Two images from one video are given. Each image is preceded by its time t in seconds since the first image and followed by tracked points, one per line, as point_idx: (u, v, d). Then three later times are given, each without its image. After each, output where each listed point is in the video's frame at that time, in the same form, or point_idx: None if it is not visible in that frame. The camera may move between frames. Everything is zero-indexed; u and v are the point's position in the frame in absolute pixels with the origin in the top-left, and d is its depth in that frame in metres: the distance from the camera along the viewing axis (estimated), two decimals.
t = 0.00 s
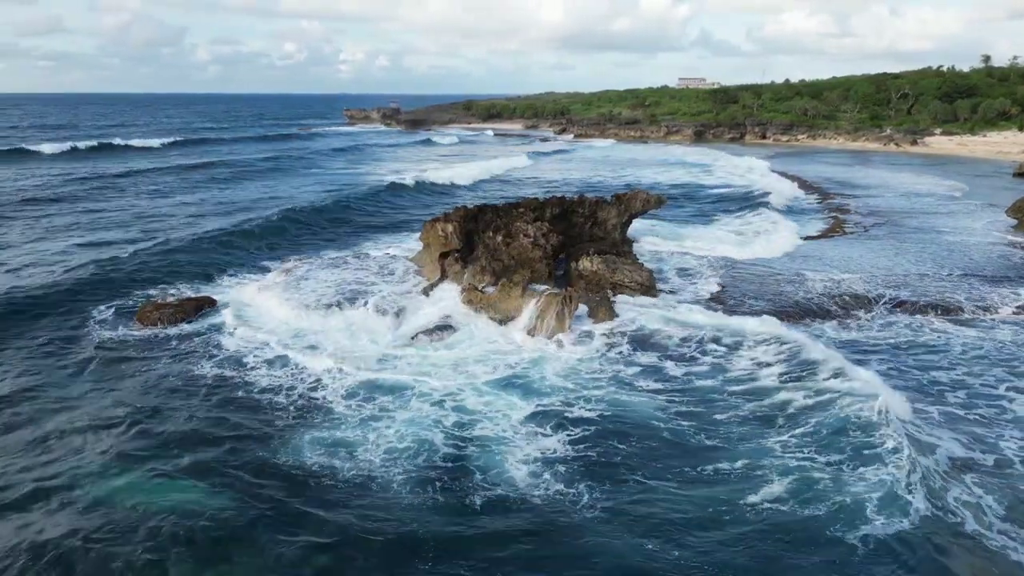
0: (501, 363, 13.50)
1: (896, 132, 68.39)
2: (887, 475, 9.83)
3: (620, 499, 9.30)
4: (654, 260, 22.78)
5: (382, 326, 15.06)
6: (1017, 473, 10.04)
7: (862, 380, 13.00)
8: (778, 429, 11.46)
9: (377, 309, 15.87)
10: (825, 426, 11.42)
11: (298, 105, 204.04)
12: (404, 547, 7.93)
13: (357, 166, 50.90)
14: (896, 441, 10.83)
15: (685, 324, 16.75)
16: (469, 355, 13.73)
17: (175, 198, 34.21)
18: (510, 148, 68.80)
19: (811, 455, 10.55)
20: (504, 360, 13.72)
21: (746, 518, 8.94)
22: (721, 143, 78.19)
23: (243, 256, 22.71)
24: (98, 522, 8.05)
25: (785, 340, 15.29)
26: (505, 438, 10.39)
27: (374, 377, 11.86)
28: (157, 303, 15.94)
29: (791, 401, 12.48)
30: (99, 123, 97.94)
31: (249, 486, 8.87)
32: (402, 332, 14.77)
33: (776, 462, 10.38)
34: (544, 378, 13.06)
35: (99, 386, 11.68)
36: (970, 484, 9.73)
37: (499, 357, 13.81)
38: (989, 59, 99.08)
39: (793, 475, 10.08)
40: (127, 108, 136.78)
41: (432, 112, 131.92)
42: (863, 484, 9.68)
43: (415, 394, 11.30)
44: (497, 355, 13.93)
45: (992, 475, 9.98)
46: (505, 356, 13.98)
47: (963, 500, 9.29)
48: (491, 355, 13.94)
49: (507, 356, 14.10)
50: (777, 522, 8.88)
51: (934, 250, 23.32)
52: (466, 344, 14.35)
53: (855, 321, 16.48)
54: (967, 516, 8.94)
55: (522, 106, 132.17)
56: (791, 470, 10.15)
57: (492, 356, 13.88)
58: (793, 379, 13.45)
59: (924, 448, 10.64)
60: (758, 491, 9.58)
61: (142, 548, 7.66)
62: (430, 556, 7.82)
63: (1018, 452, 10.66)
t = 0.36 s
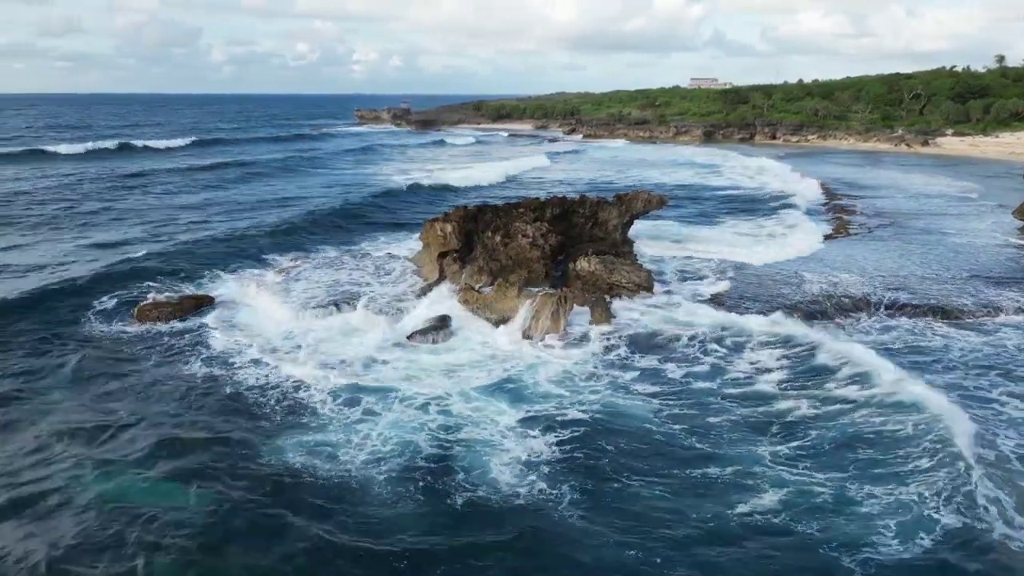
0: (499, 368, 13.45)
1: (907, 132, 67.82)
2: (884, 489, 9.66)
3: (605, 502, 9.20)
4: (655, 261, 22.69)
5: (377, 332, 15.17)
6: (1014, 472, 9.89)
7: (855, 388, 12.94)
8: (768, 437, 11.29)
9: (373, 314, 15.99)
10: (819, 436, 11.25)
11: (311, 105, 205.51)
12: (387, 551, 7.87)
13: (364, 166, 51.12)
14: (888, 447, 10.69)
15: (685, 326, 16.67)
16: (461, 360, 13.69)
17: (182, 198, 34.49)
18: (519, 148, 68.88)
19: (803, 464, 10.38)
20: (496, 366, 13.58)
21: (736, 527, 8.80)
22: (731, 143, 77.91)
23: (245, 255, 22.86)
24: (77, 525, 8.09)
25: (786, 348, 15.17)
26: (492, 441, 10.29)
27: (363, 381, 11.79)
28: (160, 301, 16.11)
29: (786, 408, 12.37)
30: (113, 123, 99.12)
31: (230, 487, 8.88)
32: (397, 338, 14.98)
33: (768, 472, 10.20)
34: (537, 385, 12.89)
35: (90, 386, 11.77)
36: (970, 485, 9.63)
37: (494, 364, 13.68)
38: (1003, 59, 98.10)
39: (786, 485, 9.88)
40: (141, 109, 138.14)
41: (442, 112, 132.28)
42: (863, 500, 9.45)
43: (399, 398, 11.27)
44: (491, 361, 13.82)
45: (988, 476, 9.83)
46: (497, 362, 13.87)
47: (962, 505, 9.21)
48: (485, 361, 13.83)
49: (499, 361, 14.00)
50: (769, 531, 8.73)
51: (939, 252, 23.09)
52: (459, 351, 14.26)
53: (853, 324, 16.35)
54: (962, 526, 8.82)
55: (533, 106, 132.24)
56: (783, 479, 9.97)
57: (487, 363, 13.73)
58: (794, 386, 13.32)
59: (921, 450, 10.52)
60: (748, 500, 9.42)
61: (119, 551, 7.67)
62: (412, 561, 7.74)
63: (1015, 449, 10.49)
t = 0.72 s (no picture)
0: (493, 373, 12.85)
1: (919, 132, 67.24)
2: (878, 495, 9.37)
3: (588, 503, 8.99)
4: (656, 262, 22.56)
5: (377, 331, 15.44)
6: (1012, 477, 9.68)
7: (851, 395, 12.75)
8: (761, 440, 10.93)
9: (372, 314, 16.18)
10: (813, 439, 10.91)
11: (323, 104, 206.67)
12: (367, 554, 7.77)
13: (372, 166, 51.32)
14: (883, 452, 10.41)
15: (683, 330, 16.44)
16: (452, 361, 13.32)
17: (189, 197, 34.78)
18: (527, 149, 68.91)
19: (796, 465, 10.09)
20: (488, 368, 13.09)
21: (722, 533, 8.57)
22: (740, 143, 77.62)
23: (246, 253, 22.99)
24: (59, 522, 8.12)
25: (785, 355, 14.99)
26: (478, 443, 10.10)
27: (350, 385, 11.53)
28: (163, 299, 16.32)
29: (782, 411, 12.16)
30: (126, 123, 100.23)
31: (212, 486, 8.85)
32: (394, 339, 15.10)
33: (758, 474, 9.91)
34: (531, 387, 12.35)
35: (84, 383, 11.87)
36: (967, 492, 9.41)
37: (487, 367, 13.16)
38: (1017, 59, 97.12)
39: (778, 488, 9.59)
40: (155, 109, 139.58)
41: (452, 112, 132.64)
42: (858, 506, 9.13)
43: (383, 401, 11.02)
44: (485, 366, 13.34)
45: (984, 482, 9.60)
46: (491, 365, 13.41)
47: (959, 511, 8.98)
48: (480, 366, 13.37)
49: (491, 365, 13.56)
50: (757, 537, 8.50)
51: (945, 253, 22.81)
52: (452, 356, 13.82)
53: (852, 327, 16.18)
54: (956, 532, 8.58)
55: (543, 106, 132.29)
56: (774, 481, 9.71)
57: (480, 367, 13.22)
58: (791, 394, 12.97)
59: (916, 455, 10.28)
60: (737, 505, 9.14)
61: (98, 550, 7.69)
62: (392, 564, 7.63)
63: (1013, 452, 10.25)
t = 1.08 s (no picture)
0: (484, 378, 12.28)
1: (929, 133, 66.59)
2: (869, 496, 9.10)
3: (570, 504, 8.82)
4: (655, 263, 22.43)
5: (372, 330, 15.48)
6: (1008, 483, 9.40)
7: (844, 400, 12.54)
8: (749, 442, 10.67)
9: (368, 313, 16.30)
10: (803, 443, 10.64)
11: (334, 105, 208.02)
12: (341, 557, 7.67)
13: (378, 167, 51.45)
14: (875, 456, 10.14)
15: (680, 334, 16.23)
16: (441, 360, 12.94)
17: (194, 197, 34.98)
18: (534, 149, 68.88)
19: (784, 468, 9.88)
20: (479, 372, 12.60)
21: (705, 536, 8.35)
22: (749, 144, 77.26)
23: (247, 252, 23.09)
24: (36, 516, 8.11)
25: (780, 358, 14.85)
26: (461, 445, 9.95)
27: (337, 391, 11.31)
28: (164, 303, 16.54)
29: (773, 413, 11.94)
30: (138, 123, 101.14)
31: (192, 484, 8.82)
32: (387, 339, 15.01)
33: (745, 477, 9.69)
34: (522, 390, 11.88)
35: (73, 381, 11.91)
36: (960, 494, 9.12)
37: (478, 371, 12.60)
38: None
39: (765, 492, 9.37)
40: (167, 111, 140.80)
41: (462, 113, 132.92)
42: (847, 508, 8.87)
43: (369, 409, 10.72)
44: (477, 368, 12.79)
45: (976, 486, 9.32)
46: (483, 367, 12.82)
47: (954, 513, 8.68)
48: (474, 368, 12.88)
49: (482, 367, 13.04)
50: (742, 541, 8.28)
51: (949, 255, 22.54)
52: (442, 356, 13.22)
53: (849, 331, 15.99)
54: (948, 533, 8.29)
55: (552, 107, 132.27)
56: (762, 485, 9.50)
57: (471, 370, 12.62)
58: (786, 395, 12.88)
59: (909, 458, 10.07)
60: (721, 506, 8.99)
61: (72, 545, 7.66)
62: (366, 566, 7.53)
63: (1008, 460, 9.98)
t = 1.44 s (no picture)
0: (476, 378, 11.98)
1: (940, 134, 65.94)
2: (855, 502, 8.92)
3: (550, 508, 8.67)
4: (655, 265, 22.26)
5: (365, 331, 15.47)
6: (1000, 484, 9.21)
7: (836, 406, 12.37)
8: (736, 443, 10.45)
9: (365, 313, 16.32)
10: (792, 447, 10.40)
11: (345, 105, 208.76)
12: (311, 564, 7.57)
13: (384, 168, 51.54)
14: (864, 463, 9.93)
15: (677, 336, 16.04)
16: (433, 360, 12.63)
17: (198, 197, 35.13)
18: (541, 150, 68.79)
19: (771, 472, 9.67)
20: (469, 374, 12.20)
21: (684, 540, 8.17)
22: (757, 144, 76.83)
23: (248, 251, 23.17)
24: (9, 519, 8.10)
25: (776, 361, 14.73)
26: (445, 446, 9.82)
27: (324, 395, 11.18)
28: (163, 304, 16.70)
29: (765, 414, 11.77)
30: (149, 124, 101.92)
31: (170, 488, 8.78)
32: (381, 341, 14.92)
33: (730, 479, 9.48)
34: (511, 391, 11.57)
35: (61, 382, 11.93)
36: (948, 498, 8.88)
37: (469, 374, 12.18)
38: None
39: (752, 496, 9.16)
40: (177, 111, 141.61)
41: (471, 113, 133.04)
42: (831, 514, 8.70)
43: (353, 415, 10.52)
44: (470, 370, 12.40)
45: (966, 490, 9.06)
46: (476, 371, 12.36)
47: (940, 516, 8.50)
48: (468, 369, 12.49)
49: (474, 368, 12.56)
50: (722, 545, 8.12)
51: (953, 257, 22.23)
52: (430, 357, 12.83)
53: (846, 335, 15.81)
54: (932, 539, 8.10)
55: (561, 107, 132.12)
56: (747, 488, 9.30)
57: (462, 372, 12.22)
58: (781, 398, 12.73)
59: (902, 465, 9.86)
60: (706, 509, 8.81)
61: (44, 547, 7.65)
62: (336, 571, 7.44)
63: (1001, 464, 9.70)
